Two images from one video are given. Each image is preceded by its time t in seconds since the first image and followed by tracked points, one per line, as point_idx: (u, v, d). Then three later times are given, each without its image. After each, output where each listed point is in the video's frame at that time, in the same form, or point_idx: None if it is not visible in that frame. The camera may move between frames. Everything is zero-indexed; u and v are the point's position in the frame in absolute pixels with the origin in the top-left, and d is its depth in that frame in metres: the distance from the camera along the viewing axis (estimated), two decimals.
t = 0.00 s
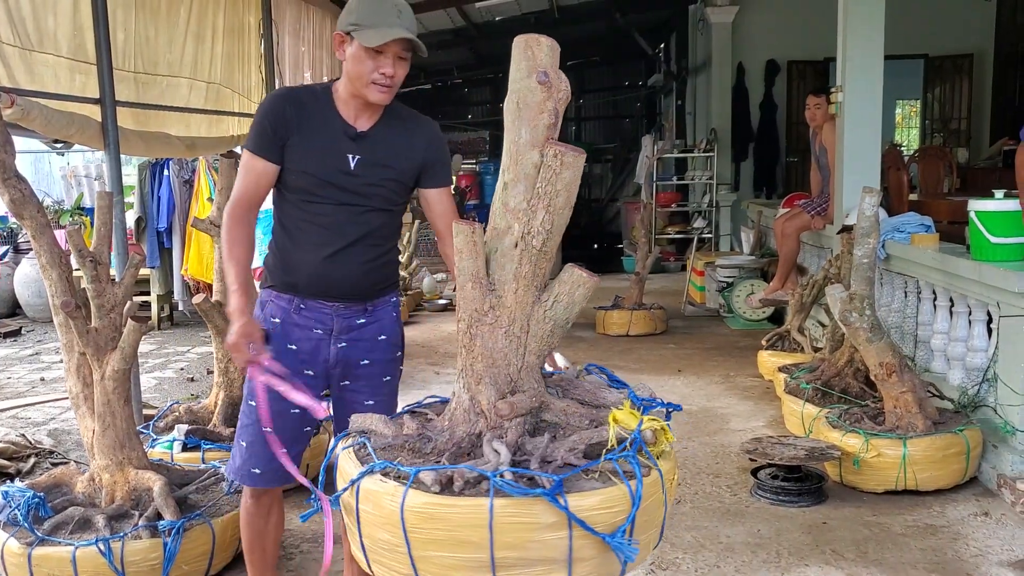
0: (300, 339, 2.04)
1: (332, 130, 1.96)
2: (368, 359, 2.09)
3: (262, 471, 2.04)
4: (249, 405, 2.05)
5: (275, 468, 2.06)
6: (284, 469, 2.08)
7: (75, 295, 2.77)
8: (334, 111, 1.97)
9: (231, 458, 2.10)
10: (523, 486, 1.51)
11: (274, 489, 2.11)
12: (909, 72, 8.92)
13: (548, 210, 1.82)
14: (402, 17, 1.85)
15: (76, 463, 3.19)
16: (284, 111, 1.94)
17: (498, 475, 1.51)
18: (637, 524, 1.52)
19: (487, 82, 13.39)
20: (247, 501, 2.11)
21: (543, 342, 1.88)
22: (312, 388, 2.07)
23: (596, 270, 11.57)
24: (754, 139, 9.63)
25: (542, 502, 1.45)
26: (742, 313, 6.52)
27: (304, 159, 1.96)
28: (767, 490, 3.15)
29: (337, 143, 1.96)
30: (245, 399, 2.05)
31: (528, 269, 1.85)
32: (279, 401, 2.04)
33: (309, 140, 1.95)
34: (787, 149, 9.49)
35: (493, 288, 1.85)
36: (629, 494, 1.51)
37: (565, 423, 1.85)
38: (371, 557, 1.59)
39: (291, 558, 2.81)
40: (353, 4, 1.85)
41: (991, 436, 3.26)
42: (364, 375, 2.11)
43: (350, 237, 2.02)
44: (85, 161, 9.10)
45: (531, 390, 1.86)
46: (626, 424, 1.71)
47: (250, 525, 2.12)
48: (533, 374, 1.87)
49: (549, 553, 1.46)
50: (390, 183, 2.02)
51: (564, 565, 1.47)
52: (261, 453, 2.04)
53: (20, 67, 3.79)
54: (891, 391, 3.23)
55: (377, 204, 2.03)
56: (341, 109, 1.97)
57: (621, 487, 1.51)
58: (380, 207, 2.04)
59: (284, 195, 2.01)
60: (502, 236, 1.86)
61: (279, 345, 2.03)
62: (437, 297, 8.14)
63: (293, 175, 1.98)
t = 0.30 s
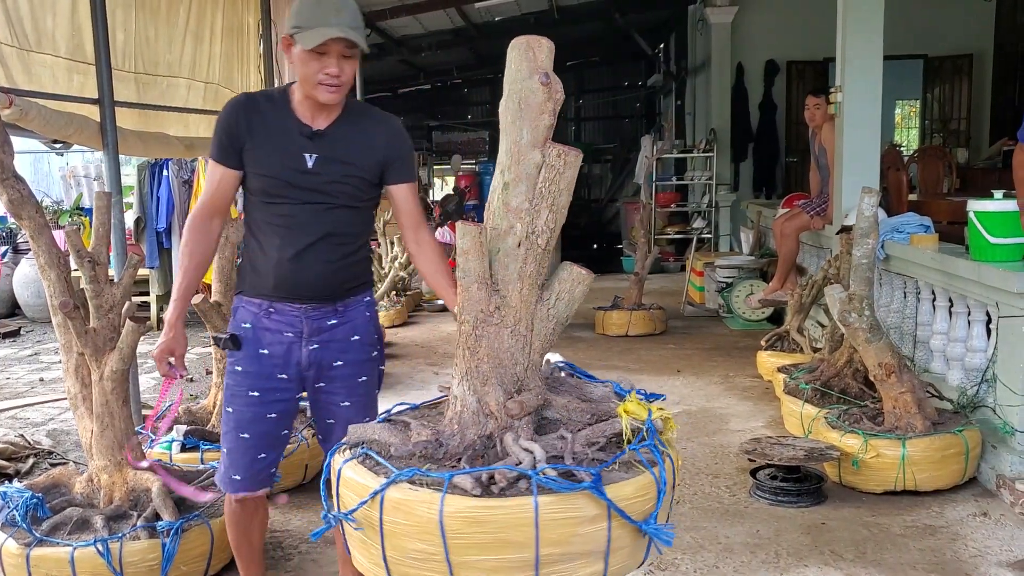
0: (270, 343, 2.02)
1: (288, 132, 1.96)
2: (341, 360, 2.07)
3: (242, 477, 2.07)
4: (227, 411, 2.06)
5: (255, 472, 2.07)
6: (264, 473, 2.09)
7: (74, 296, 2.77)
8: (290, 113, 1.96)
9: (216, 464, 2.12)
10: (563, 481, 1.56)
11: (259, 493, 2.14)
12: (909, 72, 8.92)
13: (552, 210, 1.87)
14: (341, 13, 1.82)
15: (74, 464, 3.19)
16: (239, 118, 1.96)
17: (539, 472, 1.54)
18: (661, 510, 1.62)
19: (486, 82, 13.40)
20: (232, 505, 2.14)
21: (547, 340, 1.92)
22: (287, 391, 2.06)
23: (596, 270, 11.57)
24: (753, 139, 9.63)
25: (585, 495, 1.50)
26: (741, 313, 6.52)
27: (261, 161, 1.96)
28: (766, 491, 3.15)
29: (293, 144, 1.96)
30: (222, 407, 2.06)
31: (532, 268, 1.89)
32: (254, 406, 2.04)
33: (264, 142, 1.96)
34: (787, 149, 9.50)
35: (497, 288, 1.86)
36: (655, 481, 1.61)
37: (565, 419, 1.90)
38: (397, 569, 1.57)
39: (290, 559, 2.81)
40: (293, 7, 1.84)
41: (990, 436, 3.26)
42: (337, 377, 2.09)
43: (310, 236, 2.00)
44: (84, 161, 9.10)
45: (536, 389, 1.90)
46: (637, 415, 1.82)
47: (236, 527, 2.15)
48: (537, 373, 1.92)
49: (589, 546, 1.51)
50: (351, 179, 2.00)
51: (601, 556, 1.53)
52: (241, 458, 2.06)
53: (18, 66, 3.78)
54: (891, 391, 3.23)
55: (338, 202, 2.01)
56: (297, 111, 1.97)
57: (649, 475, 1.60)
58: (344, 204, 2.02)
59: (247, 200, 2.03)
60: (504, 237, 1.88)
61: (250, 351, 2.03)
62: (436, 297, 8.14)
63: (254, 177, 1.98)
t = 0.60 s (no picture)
0: (231, 347, 2.03)
1: (230, 134, 1.97)
2: (303, 360, 2.06)
3: (220, 479, 2.12)
4: (200, 414, 2.10)
5: (233, 472, 2.12)
6: (242, 470, 2.14)
7: (73, 295, 2.76)
8: (231, 116, 1.99)
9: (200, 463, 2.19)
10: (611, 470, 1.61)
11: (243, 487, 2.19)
12: (909, 71, 8.92)
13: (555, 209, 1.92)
14: (265, 18, 1.86)
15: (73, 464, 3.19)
16: (184, 125, 2.00)
17: (590, 463, 1.58)
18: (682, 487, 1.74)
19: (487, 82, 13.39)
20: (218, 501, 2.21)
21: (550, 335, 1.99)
22: (253, 393, 2.08)
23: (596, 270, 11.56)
24: (754, 139, 9.61)
25: (634, 480, 1.58)
26: (742, 313, 6.51)
27: (204, 165, 1.99)
28: (766, 490, 3.14)
29: (233, 146, 1.97)
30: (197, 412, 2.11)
31: (539, 265, 1.93)
32: (223, 410, 2.07)
33: (207, 146, 1.98)
34: (787, 149, 9.50)
35: (508, 288, 1.89)
36: (675, 462, 1.72)
37: (566, 412, 1.93)
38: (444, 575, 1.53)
39: (290, 559, 2.80)
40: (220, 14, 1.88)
41: (990, 436, 3.26)
42: (302, 378, 2.08)
43: (260, 238, 1.99)
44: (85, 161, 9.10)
45: (541, 387, 1.94)
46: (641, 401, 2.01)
47: (224, 524, 2.23)
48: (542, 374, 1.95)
49: (635, 530, 1.58)
50: (296, 178, 1.99)
51: (641, 538, 1.61)
52: (216, 460, 2.11)
53: (15, 66, 3.76)
54: (891, 391, 3.23)
55: (287, 202, 1.99)
56: (238, 114, 1.99)
57: (670, 456, 1.71)
58: (295, 203, 2.00)
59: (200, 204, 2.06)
60: (511, 235, 1.89)
61: (213, 356, 2.04)
62: (436, 297, 8.13)
63: (202, 182, 2.01)
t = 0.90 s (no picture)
0: (212, 349, 2.07)
1: (194, 138, 2.02)
2: (285, 360, 2.09)
3: (209, 479, 2.13)
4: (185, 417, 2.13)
5: (221, 472, 2.14)
6: (231, 470, 2.16)
7: (74, 297, 2.77)
8: (196, 121, 2.03)
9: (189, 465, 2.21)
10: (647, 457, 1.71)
11: (233, 486, 2.21)
12: (908, 73, 8.93)
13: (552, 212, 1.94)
14: (223, 23, 1.90)
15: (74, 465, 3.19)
16: (150, 133, 2.04)
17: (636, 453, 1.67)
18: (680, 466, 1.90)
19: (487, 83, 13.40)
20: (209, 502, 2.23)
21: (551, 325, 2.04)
22: (236, 394, 2.11)
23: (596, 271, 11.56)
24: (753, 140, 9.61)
25: (668, 464, 1.70)
26: (742, 314, 6.52)
27: (170, 169, 2.04)
28: (766, 492, 3.14)
29: (198, 150, 2.01)
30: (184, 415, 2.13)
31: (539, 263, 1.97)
32: (208, 412, 2.10)
33: (173, 152, 2.03)
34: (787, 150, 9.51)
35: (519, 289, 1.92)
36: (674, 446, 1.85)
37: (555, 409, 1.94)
38: None
39: (290, 560, 2.80)
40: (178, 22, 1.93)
41: (990, 437, 3.26)
42: (283, 377, 2.11)
43: (230, 240, 2.04)
44: (85, 162, 9.11)
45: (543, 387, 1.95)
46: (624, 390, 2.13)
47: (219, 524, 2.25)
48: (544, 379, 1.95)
49: (666, 512, 1.70)
50: (260, 179, 2.03)
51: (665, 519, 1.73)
52: (204, 461, 2.12)
53: (15, 67, 3.74)
54: (891, 392, 3.23)
55: (254, 202, 2.04)
56: (201, 118, 2.03)
57: (671, 439, 1.86)
58: (264, 203, 2.05)
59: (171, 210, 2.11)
60: (516, 236, 1.91)
61: (196, 360, 2.08)
62: (436, 298, 8.14)
63: (169, 187, 2.06)
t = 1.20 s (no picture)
0: (213, 353, 2.10)
1: (183, 146, 2.04)
2: (285, 360, 2.11)
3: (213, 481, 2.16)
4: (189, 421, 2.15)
5: (225, 474, 2.16)
6: (235, 471, 2.18)
7: (76, 301, 2.77)
8: (184, 128, 2.05)
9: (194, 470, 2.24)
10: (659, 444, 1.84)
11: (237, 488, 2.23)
12: (908, 74, 8.94)
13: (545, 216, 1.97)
14: (221, 34, 1.93)
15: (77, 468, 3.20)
16: (138, 140, 2.07)
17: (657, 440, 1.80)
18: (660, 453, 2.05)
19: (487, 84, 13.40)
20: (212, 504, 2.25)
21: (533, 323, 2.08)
22: (238, 397, 2.13)
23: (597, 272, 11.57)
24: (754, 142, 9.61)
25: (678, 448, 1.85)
26: (742, 316, 6.53)
27: (160, 178, 2.06)
28: (767, 494, 3.15)
29: (188, 158, 2.03)
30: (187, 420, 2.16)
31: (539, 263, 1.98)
32: (211, 415, 2.12)
33: (162, 160, 2.05)
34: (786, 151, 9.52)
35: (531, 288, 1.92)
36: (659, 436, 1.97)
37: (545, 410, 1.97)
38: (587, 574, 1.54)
39: (292, 563, 2.81)
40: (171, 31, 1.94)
41: (990, 439, 3.27)
42: (285, 377, 2.13)
43: (224, 245, 2.06)
44: (87, 164, 9.12)
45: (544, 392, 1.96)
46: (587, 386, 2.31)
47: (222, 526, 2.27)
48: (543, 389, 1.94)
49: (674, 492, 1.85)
50: (250, 185, 2.05)
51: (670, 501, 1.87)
52: (208, 464, 2.15)
53: (18, 71, 3.75)
54: (891, 395, 3.23)
55: (243, 207, 2.06)
56: (190, 126, 2.05)
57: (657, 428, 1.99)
58: (254, 207, 2.07)
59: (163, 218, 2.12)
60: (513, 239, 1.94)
61: (198, 364, 2.11)
62: (437, 300, 8.14)
63: (159, 195, 2.09)
